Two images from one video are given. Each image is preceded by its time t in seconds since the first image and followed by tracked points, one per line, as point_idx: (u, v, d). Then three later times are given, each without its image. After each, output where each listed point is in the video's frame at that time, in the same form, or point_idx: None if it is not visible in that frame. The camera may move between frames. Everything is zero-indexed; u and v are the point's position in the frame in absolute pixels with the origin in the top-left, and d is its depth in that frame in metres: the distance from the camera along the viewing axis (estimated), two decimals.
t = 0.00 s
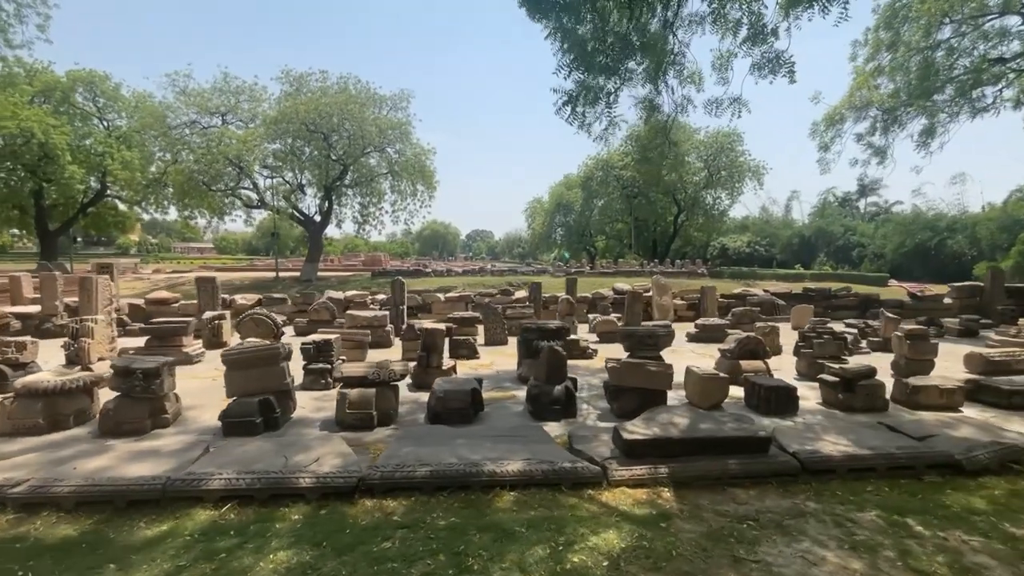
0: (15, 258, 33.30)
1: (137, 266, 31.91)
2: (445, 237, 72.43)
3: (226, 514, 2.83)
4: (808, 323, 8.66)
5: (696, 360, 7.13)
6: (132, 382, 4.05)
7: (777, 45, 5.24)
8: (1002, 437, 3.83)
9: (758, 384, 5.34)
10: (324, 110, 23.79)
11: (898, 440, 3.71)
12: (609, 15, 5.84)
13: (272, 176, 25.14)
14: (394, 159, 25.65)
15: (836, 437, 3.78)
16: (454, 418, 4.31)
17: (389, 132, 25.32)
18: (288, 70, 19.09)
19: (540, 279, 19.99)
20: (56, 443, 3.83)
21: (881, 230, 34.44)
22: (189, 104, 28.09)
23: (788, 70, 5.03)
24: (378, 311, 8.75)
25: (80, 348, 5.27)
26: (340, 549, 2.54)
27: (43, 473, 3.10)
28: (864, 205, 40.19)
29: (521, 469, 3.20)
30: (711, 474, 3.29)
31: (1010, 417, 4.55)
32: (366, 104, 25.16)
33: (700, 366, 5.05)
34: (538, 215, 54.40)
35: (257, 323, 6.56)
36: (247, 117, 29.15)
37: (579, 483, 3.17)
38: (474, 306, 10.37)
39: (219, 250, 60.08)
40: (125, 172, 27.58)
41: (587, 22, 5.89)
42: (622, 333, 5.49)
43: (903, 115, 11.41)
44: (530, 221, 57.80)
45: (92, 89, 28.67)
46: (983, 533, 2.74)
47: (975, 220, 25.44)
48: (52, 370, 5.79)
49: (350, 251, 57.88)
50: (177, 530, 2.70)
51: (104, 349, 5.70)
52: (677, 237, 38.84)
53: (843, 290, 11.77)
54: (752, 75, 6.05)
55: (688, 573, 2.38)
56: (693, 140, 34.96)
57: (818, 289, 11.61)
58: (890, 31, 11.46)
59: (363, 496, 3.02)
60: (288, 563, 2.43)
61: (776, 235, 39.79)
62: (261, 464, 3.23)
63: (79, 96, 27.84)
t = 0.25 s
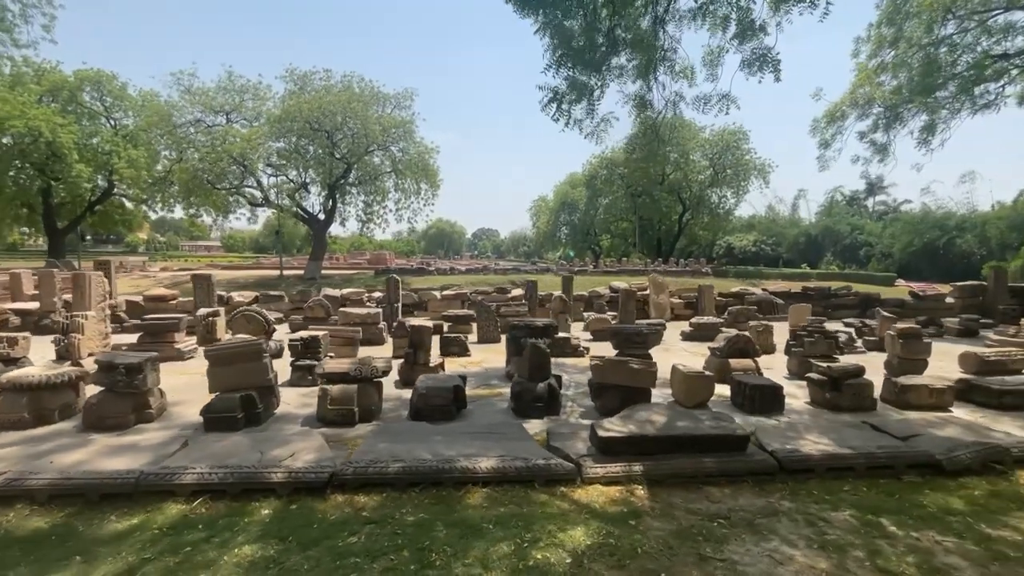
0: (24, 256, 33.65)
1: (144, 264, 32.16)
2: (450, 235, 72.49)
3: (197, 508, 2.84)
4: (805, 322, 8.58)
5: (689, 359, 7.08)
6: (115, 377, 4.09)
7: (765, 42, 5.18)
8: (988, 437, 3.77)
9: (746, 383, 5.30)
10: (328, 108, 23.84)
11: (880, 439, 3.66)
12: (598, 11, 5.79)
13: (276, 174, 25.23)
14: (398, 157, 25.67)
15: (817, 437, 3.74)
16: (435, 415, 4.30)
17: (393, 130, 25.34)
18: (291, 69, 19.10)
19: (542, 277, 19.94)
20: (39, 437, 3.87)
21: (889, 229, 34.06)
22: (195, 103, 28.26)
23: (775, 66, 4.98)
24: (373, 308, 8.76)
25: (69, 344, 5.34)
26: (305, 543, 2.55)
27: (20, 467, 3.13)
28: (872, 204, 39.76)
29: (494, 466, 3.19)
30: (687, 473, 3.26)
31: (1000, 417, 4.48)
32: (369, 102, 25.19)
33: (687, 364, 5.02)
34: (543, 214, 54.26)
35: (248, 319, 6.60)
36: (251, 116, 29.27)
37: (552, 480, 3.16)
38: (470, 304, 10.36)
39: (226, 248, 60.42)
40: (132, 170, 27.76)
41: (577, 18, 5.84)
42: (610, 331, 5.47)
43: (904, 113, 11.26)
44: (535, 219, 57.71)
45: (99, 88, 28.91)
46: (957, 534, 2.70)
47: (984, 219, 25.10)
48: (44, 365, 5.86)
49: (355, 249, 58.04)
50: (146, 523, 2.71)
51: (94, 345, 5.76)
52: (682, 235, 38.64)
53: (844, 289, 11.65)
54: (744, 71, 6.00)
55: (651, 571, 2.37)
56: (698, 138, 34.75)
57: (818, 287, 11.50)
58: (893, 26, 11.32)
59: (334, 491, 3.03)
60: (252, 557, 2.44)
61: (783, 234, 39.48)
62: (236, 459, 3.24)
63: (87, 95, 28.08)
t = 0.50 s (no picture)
0: (32, 254, 33.91)
1: (150, 262, 32.37)
2: (455, 234, 72.51)
3: (168, 508, 2.85)
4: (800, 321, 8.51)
5: (681, 358, 7.05)
6: (99, 376, 4.13)
7: (752, 39, 5.14)
8: (972, 439, 3.72)
9: (734, 383, 5.26)
10: (330, 107, 23.89)
11: (862, 441, 3.62)
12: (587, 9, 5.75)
13: (279, 173, 25.30)
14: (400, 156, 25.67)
15: (799, 437, 3.69)
16: (417, 415, 4.30)
17: (395, 129, 25.34)
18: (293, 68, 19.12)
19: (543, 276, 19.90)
20: (22, 435, 3.90)
21: (896, 227, 33.72)
22: (199, 102, 28.40)
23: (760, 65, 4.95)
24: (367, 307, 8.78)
25: (59, 342, 5.42)
26: (271, 543, 2.55)
27: None
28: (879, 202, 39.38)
29: (467, 466, 3.18)
30: (661, 474, 3.24)
31: (987, 419, 4.43)
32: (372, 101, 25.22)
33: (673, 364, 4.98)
34: (547, 212, 54.07)
35: (239, 319, 6.64)
36: (255, 116, 29.38)
37: (525, 480, 3.15)
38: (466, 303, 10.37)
39: (232, 247, 60.69)
40: (138, 169, 27.88)
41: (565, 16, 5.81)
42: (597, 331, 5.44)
43: (904, 110, 11.09)
44: (539, 218, 57.63)
45: (105, 88, 29.09)
46: (930, 537, 2.67)
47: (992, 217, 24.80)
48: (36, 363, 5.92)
49: (360, 247, 58.13)
50: (116, 522, 2.72)
51: (85, 343, 5.83)
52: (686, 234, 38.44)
53: (844, 288, 11.55)
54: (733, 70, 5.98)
55: (613, 572, 2.36)
56: (702, 136, 34.56)
57: (817, 287, 11.39)
58: (894, 23, 11.18)
59: (305, 491, 3.03)
60: (216, 556, 2.45)
61: (788, 233, 39.21)
62: (210, 458, 3.26)
63: (93, 95, 28.27)
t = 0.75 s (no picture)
0: (36, 253, 34.00)
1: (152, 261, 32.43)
2: (458, 233, 72.44)
3: (133, 507, 2.81)
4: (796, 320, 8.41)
5: (673, 357, 6.97)
6: (76, 373, 4.09)
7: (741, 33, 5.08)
8: (960, 440, 3.64)
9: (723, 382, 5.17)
10: (330, 106, 23.84)
11: (847, 441, 3.54)
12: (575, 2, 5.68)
13: (280, 171, 25.24)
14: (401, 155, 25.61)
15: (783, 437, 3.61)
16: (397, 413, 4.25)
17: (396, 128, 25.26)
18: (294, 66, 19.10)
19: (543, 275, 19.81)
20: None
21: (901, 226, 33.43)
22: (201, 101, 28.42)
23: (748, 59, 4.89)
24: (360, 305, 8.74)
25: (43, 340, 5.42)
26: (232, 544, 2.50)
27: None
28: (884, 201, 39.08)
29: (439, 465, 3.12)
30: (639, 474, 3.17)
31: (979, 419, 4.35)
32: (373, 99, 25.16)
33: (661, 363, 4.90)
34: (549, 210, 53.92)
35: (227, 316, 6.59)
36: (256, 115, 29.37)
37: (499, 480, 3.10)
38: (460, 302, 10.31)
39: (236, 246, 60.79)
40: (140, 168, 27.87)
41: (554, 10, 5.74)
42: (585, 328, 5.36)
43: (904, 106, 10.95)
44: (542, 217, 57.51)
45: (108, 87, 29.14)
46: (910, 541, 2.59)
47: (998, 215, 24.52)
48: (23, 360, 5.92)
49: (363, 246, 58.09)
50: (79, 522, 2.68)
51: (70, 341, 5.82)
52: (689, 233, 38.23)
53: (843, 286, 11.44)
54: (722, 64, 5.93)
55: None
56: (705, 134, 34.38)
57: (816, 285, 11.27)
58: (893, 19, 11.05)
59: (275, 491, 2.98)
60: (175, 557, 2.41)
61: (792, 231, 38.96)
62: (181, 456, 3.21)
63: (96, 94, 28.33)
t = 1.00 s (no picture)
0: (36, 253, 33.92)
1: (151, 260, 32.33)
2: (458, 232, 72.30)
3: (86, 512, 2.72)
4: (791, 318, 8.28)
5: (664, 356, 6.86)
6: (45, 373, 4.00)
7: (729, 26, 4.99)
8: (948, 441, 3.53)
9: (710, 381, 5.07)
10: (328, 104, 23.64)
11: (832, 443, 3.43)
12: None
13: (278, 170, 25.00)
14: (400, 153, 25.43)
15: (766, 438, 3.50)
16: (373, 413, 4.15)
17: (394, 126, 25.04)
18: (292, 64, 19.03)
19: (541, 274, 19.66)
20: None
21: (903, 224, 33.24)
22: (199, 99, 28.32)
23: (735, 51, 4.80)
24: (349, 304, 8.63)
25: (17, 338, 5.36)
26: (182, 551, 2.41)
27: None
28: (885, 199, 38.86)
29: (407, 468, 3.03)
30: (613, 477, 3.07)
31: (971, 420, 4.23)
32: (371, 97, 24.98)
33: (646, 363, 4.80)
34: (550, 209, 53.76)
35: (210, 315, 6.51)
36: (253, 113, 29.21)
37: (468, 484, 3.00)
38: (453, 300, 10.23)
39: (238, 245, 60.68)
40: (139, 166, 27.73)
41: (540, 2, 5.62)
42: (570, 327, 5.26)
43: (901, 102, 10.82)
44: (542, 215, 57.35)
45: (106, 86, 29.06)
46: (890, 548, 2.49)
47: (1001, 213, 24.35)
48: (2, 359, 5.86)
49: (363, 245, 57.96)
50: (29, 527, 2.59)
51: (48, 339, 5.77)
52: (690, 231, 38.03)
53: (841, 284, 11.32)
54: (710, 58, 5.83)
55: None
56: (705, 132, 34.24)
57: (812, 284, 11.14)
58: (891, 14, 10.90)
59: (236, 494, 2.89)
60: (123, 564, 2.32)
61: (793, 230, 38.77)
62: (142, 458, 3.12)
63: (94, 93, 28.25)
